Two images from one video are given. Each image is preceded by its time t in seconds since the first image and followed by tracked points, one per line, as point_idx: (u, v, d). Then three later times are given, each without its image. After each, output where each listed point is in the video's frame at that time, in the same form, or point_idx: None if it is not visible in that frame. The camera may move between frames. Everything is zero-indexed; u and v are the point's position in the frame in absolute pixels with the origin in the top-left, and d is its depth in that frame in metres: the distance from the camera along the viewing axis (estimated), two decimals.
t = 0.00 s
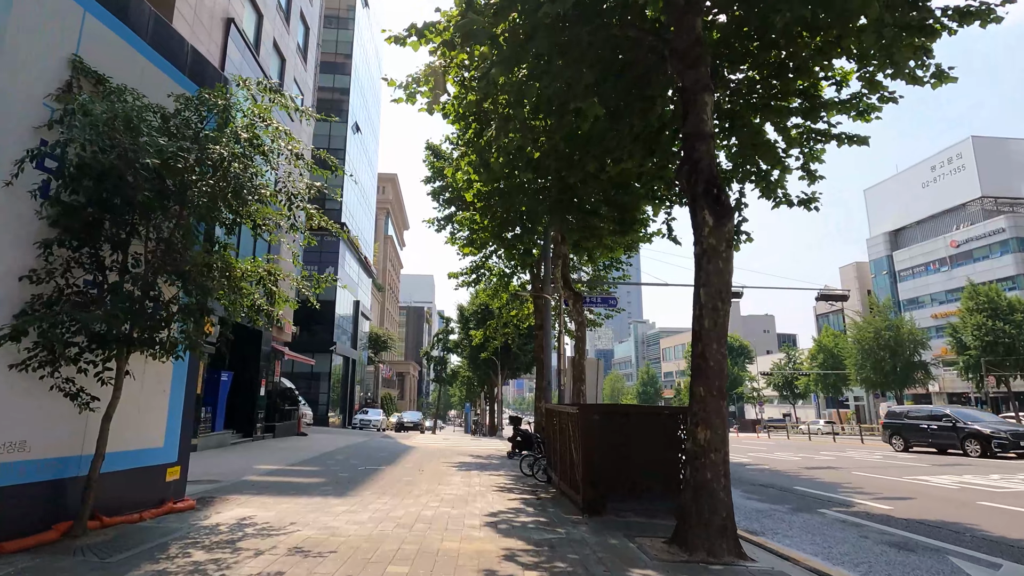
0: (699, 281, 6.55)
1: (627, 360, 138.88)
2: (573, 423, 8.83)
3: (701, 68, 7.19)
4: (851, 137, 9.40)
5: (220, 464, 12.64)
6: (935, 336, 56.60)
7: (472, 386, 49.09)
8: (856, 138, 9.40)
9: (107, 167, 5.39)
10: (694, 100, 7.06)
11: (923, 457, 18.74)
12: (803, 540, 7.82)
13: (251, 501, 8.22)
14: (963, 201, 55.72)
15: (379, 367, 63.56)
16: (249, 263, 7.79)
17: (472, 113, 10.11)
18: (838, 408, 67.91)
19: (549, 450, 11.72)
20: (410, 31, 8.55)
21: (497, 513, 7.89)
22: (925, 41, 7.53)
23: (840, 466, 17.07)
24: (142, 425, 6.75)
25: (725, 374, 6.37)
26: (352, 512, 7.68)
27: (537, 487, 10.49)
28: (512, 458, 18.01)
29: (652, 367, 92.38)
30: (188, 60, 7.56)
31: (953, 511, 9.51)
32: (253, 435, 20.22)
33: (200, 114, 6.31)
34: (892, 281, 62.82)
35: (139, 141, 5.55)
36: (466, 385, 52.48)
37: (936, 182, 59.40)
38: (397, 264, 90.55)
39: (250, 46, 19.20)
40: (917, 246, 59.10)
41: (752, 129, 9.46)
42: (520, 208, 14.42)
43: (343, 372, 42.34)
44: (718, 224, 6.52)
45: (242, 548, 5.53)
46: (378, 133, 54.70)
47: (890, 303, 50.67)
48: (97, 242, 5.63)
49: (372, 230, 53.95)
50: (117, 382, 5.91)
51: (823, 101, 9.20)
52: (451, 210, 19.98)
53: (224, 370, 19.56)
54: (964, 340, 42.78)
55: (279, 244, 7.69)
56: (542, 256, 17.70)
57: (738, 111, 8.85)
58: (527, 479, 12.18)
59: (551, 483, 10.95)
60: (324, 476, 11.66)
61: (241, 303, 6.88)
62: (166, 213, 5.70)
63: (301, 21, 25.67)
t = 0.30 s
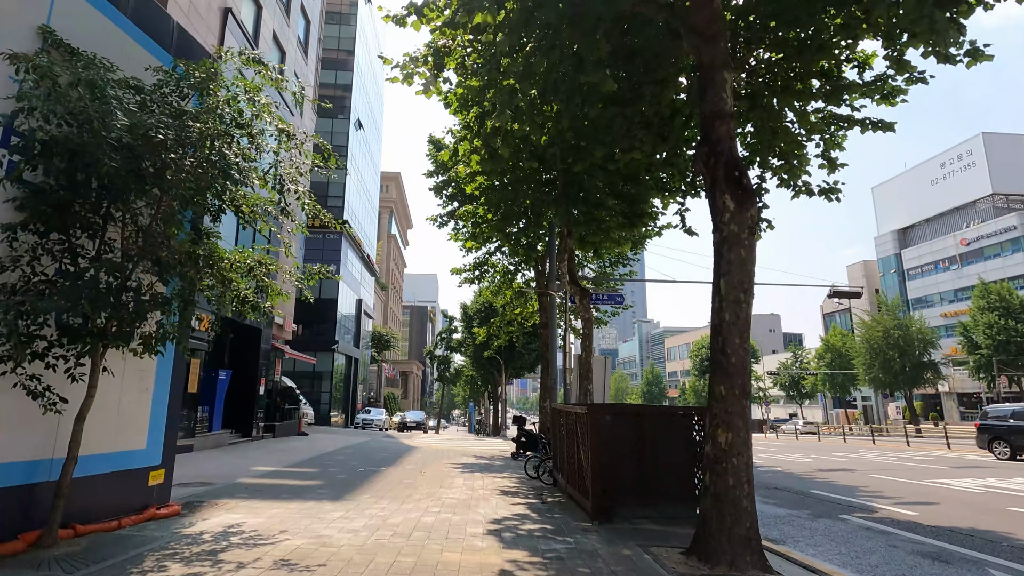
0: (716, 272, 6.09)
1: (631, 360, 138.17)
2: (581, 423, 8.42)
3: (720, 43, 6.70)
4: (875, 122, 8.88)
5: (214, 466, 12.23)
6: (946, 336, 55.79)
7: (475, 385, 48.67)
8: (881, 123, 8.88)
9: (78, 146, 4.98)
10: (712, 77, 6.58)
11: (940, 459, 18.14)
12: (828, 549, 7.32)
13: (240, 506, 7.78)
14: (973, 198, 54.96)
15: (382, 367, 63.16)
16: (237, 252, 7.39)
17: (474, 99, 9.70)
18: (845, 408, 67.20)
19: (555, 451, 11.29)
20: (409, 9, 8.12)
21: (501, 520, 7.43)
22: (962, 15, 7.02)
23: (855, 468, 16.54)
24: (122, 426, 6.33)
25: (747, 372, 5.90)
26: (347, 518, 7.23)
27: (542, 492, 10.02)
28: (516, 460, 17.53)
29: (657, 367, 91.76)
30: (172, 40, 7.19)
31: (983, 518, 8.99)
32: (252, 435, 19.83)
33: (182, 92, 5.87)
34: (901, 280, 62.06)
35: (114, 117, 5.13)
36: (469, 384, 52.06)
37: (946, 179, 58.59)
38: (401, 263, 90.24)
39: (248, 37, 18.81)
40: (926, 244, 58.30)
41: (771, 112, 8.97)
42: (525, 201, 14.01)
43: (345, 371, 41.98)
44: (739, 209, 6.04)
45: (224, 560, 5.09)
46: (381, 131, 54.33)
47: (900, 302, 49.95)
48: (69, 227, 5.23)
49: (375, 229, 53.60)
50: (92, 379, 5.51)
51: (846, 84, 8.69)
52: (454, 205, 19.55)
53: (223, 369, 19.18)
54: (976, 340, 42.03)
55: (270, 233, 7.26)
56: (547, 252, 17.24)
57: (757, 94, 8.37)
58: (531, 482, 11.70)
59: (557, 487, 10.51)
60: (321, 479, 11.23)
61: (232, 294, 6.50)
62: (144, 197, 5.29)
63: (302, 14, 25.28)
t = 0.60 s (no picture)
0: (741, 258, 5.63)
1: (635, 359, 137.52)
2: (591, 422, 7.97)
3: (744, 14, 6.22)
4: (904, 104, 8.37)
5: (211, 465, 11.83)
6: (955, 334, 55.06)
7: (479, 384, 48.30)
8: (909, 105, 8.37)
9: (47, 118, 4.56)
10: (735, 49, 6.11)
11: (959, 459, 17.60)
12: (857, 556, 6.85)
13: (233, 508, 7.38)
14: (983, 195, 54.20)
15: (385, 365, 62.89)
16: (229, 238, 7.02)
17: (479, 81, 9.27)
18: (852, 407, 66.51)
19: (563, 451, 10.86)
20: None
21: (509, 524, 7.00)
22: None
23: (871, 468, 16.04)
24: (102, 424, 5.91)
25: (776, 366, 5.44)
26: (345, 522, 6.81)
27: (550, 493, 9.59)
28: (521, 459, 17.12)
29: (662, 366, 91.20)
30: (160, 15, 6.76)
31: (1017, 522, 8.50)
32: (252, 433, 19.45)
33: (164, 64, 5.46)
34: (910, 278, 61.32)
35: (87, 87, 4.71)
36: (473, 383, 51.69)
37: (956, 175, 57.84)
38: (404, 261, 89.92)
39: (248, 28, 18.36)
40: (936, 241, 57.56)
41: (793, 93, 8.46)
42: (531, 193, 13.56)
43: (348, 369, 41.63)
44: (767, 190, 5.59)
45: (208, 570, 4.66)
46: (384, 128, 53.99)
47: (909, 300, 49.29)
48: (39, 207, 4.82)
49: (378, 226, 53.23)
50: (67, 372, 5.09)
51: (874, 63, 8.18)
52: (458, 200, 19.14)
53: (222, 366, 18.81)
54: (987, 338, 41.37)
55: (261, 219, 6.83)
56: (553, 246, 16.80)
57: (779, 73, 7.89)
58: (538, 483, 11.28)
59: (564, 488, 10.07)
60: (320, 479, 10.83)
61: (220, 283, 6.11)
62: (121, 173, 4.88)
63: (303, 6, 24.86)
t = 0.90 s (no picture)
0: (770, 249, 5.16)
1: (638, 359, 136.94)
2: (602, 427, 7.50)
3: None
4: (936, 88, 7.83)
5: (203, 469, 11.42)
6: (964, 334, 54.35)
7: (482, 384, 47.82)
8: (940, 89, 7.84)
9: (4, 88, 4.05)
10: (763, 22, 5.62)
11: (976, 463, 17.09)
12: (887, 571, 6.37)
13: (221, 517, 6.92)
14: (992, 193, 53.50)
15: (387, 364, 62.52)
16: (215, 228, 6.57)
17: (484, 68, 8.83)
18: (859, 408, 65.85)
19: (569, 456, 10.37)
20: None
21: (513, 535, 6.54)
22: None
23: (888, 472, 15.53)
24: (76, 429, 5.48)
25: (810, 367, 4.96)
26: (338, 533, 6.36)
27: (558, 500, 9.11)
28: (525, 462, 16.64)
29: (665, 366, 90.60)
30: None
31: None
32: (250, 434, 19.05)
33: (141, 35, 4.99)
34: (917, 277, 60.66)
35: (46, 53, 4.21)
36: (476, 382, 51.25)
37: (964, 173, 57.15)
38: (407, 260, 89.54)
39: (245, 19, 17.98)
40: (944, 240, 56.88)
41: (815, 78, 7.98)
42: (537, 187, 13.09)
43: (349, 369, 41.26)
44: (799, 175, 5.09)
45: None
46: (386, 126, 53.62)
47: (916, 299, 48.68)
48: None
49: (380, 224, 52.85)
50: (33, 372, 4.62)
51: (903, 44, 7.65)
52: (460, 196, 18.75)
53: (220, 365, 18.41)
54: (997, 338, 40.73)
55: (248, 207, 6.37)
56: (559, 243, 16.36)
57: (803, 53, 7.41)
58: (544, 488, 10.80)
59: (572, 495, 9.58)
60: (317, 484, 10.37)
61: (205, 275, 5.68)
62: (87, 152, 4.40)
63: None
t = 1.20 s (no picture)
0: (799, 229, 4.70)
1: (641, 358, 136.30)
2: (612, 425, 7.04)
3: None
4: (967, 64, 7.34)
5: (194, 469, 11.00)
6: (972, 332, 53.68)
7: (484, 382, 47.38)
8: (972, 66, 7.34)
9: None
10: None
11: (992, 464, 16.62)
12: None
13: (205, 522, 6.47)
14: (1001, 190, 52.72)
15: (389, 363, 62.14)
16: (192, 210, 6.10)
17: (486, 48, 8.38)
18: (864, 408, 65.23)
19: (577, 456, 9.91)
20: None
21: (516, 542, 6.10)
22: None
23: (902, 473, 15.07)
24: (42, 427, 5.05)
25: (846, 359, 4.49)
26: (328, 539, 5.93)
27: (564, 503, 8.66)
28: (529, 462, 16.15)
29: (668, 365, 90.03)
30: None
31: None
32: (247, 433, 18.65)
33: None
34: (924, 275, 60.02)
35: None
36: (478, 381, 50.83)
37: (973, 170, 56.45)
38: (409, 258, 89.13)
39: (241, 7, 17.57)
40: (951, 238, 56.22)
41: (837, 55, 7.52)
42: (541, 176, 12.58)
43: (350, 367, 40.86)
44: (834, 148, 4.62)
45: None
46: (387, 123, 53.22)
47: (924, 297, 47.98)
48: None
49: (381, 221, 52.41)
50: None
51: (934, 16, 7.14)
52: (462, 190, 18.33)
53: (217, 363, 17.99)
54: (1006, 336, 40.08)
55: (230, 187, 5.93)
56: (563, 236, 15.92)
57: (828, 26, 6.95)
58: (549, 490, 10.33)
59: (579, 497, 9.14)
60: (312, 485, 9.93)
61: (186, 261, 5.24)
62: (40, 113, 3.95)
63: None
